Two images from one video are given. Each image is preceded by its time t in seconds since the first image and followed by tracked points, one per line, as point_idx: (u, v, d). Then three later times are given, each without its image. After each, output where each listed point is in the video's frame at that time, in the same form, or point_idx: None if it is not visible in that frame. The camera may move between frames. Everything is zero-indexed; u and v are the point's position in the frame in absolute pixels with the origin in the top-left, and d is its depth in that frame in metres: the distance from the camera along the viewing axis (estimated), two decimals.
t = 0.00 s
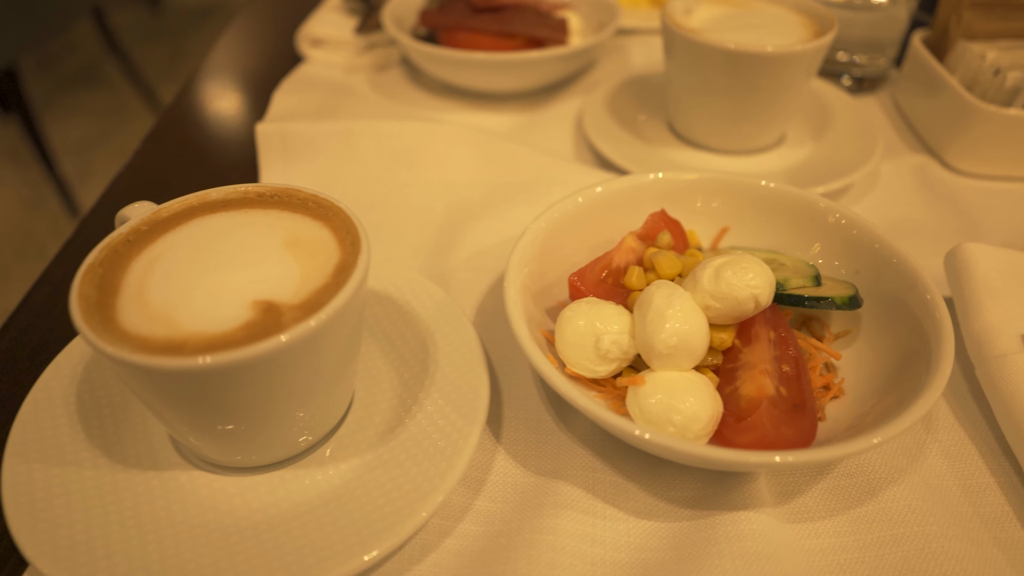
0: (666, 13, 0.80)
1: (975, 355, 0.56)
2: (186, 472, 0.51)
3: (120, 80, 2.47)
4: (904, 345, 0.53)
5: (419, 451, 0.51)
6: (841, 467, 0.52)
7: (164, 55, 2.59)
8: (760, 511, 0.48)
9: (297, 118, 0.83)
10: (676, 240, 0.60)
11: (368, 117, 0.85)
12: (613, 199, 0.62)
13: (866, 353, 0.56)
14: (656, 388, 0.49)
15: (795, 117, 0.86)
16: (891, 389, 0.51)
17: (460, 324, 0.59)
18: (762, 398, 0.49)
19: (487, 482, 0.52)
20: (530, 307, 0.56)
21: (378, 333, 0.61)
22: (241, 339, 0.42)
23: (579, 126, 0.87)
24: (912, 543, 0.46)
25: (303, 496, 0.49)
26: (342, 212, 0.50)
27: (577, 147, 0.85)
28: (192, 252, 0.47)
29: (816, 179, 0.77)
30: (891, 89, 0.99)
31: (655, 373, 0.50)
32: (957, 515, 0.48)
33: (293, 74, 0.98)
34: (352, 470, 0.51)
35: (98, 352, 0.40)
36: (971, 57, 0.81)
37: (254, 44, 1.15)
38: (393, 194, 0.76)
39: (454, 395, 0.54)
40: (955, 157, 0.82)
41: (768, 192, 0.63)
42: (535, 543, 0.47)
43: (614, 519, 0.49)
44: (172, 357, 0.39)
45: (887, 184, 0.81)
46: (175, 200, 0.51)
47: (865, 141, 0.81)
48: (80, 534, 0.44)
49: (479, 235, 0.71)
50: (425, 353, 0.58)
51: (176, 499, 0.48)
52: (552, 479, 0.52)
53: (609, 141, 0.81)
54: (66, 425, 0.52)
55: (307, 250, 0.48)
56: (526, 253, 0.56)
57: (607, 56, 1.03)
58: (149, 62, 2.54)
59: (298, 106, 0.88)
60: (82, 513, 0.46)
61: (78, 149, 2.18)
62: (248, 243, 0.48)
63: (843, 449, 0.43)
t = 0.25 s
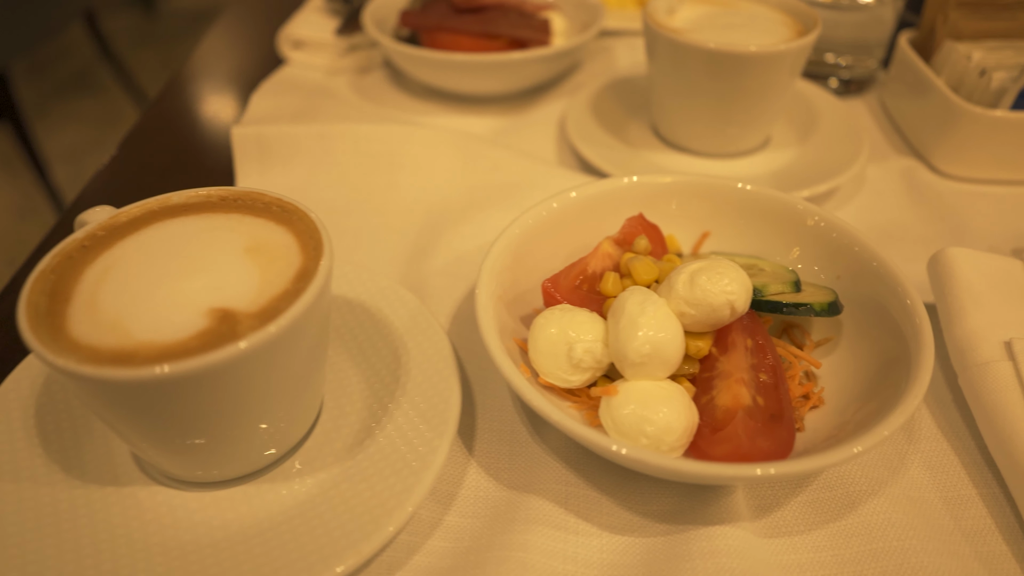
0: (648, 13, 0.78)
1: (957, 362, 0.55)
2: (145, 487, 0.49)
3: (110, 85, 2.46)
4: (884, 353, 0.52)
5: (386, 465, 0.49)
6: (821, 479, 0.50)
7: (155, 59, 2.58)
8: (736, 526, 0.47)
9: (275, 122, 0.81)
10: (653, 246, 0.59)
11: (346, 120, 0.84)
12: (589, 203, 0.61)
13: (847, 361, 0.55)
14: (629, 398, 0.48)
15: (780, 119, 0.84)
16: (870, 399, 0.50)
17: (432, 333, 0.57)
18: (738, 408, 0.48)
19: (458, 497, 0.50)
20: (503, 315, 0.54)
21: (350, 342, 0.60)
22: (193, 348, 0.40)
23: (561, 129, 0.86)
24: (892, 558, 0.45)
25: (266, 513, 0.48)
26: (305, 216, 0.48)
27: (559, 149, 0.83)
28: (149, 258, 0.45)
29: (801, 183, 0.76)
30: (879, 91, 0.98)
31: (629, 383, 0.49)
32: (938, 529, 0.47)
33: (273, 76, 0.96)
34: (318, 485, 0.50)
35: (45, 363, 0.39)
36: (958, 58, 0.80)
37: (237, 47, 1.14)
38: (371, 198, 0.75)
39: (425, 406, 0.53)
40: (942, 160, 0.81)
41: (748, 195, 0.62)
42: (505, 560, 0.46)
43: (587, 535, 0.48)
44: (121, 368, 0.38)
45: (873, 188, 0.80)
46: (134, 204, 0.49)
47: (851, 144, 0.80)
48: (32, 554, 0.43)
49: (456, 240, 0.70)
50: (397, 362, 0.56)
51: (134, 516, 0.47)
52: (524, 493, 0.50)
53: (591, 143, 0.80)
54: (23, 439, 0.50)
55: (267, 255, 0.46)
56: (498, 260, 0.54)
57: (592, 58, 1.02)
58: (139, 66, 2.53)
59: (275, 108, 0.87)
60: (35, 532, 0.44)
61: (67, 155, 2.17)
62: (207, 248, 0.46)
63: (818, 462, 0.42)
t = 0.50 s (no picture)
0: (630, 14, 0.77)
1: (940, 371, 0.54)
2: (105, 504, 0.48)
3: (105, 90, 2.45)
4: (866, 362, 0.51)
5: (354, 479, 0.48)
6: (801, 491, 0.49)
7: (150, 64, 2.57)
8: (713, 541, 0.46)
9: (252, 126, 0.80)
10: (631, 251, 0.58)
11: (325, 124, 0.82)
12: (565, 209, 0.60)
13: (829, 371, 0.54)
14: (602, 410, 0.46)
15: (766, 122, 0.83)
16: (850, 409, 0.49)
17: (405, 342, 0.56)
18: (714, 419, 0.47)
19: (429, 512, 0.49)
20: (476, 324, 0.53)
21: (322, 352, 0.59)
22: (145, 360, 0.39)
23: (544, 133, 0.85)
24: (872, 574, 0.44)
25: (230, 530, 0.47)
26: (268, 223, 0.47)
27: (542, 154, 0.82)
28: (104, 267, 0.44)
29: (786, 187, 0.74)
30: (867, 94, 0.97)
31: (603, 394, 0.48)
32: (920, 544, 0.46)
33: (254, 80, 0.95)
34: (284, 500, 0.48)
35: None
36: (945, 60, 0.78)
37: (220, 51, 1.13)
38: (349, 206, 0.74)
39: (395, 418, 0.51)
40: (930, 163, 0.80)
41: (727, 200, 0.60)
42: None
43: (559, 551, 0.46)
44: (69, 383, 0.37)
45: (860, 193, 0.79)
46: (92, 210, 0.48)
47: (837, 147, 0.79)
48: None
49: (434, 248, 0.68)
50: (368, 372, 0.55)
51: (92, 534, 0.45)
52: (496, 507, 0.49)
53: (574, 148, 0.79)
54: None
55: (227, 263, 0.45)
56: (470, 268, 0.53)
57: (577, 62, 1.00)
58: (134, 71, 2.52)
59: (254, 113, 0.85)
60: None
61: (63, 162, 2.16)
62: (165, 257, 0.45)
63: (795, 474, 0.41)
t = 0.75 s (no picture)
0: (613, 19, 0.75)
1: (926, 381, 0.53)
2: (64, 521, 0.46)
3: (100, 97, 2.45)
4: (848, 373, 0.49)
5: (321, 495, 0.47)
6: (781, 505, 0.48)
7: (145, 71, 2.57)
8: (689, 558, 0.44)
9: (229, 133, 0.79)
10: (610, 260, 0.56)
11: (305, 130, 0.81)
12: (541, 218, 0.59)
13: (811, 381, 0.52)
14: (574, 423, 0.45)
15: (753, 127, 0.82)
16: (831, 420, 0.47)
17: (378, 354, 0.55)
18: (690, 432, 0.46)
19: (399, 527, 0.47)
20: (449, 335, 0.52)
21: (294, 364, 0.57)
22: (96, 376, 0.38)
23: (527, 139, 0.84)
24: None
25: (192, 548, 0.45)
26: (231, 233, 0.46)
27: (526, 160, 0.81)
28: (61, 279, 0.43)
29: (773, 193, 0.73)
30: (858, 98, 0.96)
31: (577, 407, 0.46)
32: (903, 559, 0.44)
33: (236, 87, 0.94)
34: (250, 516, 0.47)
35: None
36: (934, 64, 0.77)
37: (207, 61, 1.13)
38: (328, 214, 0.73)
39: (366, 431, 0.50)
40: (919, 168, 0.78)
41: (708, 206, 0.59)
42: None
43: (531, 568, 0.45)
44: (15, 400, 0.36)
45: (849, 198, 0.77)
46: (51, 220, 0.47)
47: (824, 151, 0.78)
48: None
49: (413, 256, 0.67)
50: (339, 384, 0.54)
51: (48, 553, 0.44)
52: (468, 522, 0.48)
53: (557, 154, 0.78)
54: None
55: (187, 275, 0.45)
56: (443, 280, 0.52)
57: (564, 67, 0.99)
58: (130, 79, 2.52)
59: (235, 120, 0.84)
60: None
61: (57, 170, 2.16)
62: (124, 268, 0.44)
63: (770, 491, 0.39)
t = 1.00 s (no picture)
0: (598, 25, 0.74)
1: (912, 395, 0.51)
2: (22, 544, 0.45)
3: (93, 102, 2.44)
4: (832, 388, 0.48)
5: (287, 515, 0.45)
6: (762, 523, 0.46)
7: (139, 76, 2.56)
8: None
9: (207, 141, 0.78)
10: (590, 271, 0.55)
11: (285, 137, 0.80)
12: (519, 229, 0.57)
13: (794, 395, 0.51)
14: (548, 442, 0.43)
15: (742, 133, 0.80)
16: (814, 437, 0.46)
17: (351, 368, 0.54)
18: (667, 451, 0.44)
19: (368, 548, 0.46)
20: (422, 349, 0.50)
21: (266, 379, 0.56)
22: (48, 400, 0.37)
23: (511, 145, 0.83)
24: None
25: (153, 571, 0.44)
26: (195, 249, 0.45)
27: (509, 168, 0.80)
28: (18, 298, 0.42)
29: (761, 198, 0.71)
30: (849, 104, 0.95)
31: (550, 425, 0.45)
32: None
33: (219, 94, 0.93)
34: (213, 537, 0.45)
35: None
36: (925, 69, 0.76)
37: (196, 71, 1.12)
38: (307, 224, 0.72)
39: (335, 448, 0.49)
40: (910, 174, 0.77)
41: (691, 216, 0.58)
42: None
43: None
44: None
45: (838, 204, 0.76)
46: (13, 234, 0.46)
47: (812, 157, 0.76)
48: None
49: (392, 266, 0.66)
50: (310, 400, 0.53)
51: None
52: (439, 543, 0.46)
53: (541, 161, 0.76)
54: None
55: (149, 293, 0.43)
56: (416, 294, 0.51)
57: (551, 72, 0.98)
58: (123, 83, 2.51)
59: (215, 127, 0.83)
60: None
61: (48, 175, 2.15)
62: (84, 287, 0.43)
63: (747, 514, 0.38)
